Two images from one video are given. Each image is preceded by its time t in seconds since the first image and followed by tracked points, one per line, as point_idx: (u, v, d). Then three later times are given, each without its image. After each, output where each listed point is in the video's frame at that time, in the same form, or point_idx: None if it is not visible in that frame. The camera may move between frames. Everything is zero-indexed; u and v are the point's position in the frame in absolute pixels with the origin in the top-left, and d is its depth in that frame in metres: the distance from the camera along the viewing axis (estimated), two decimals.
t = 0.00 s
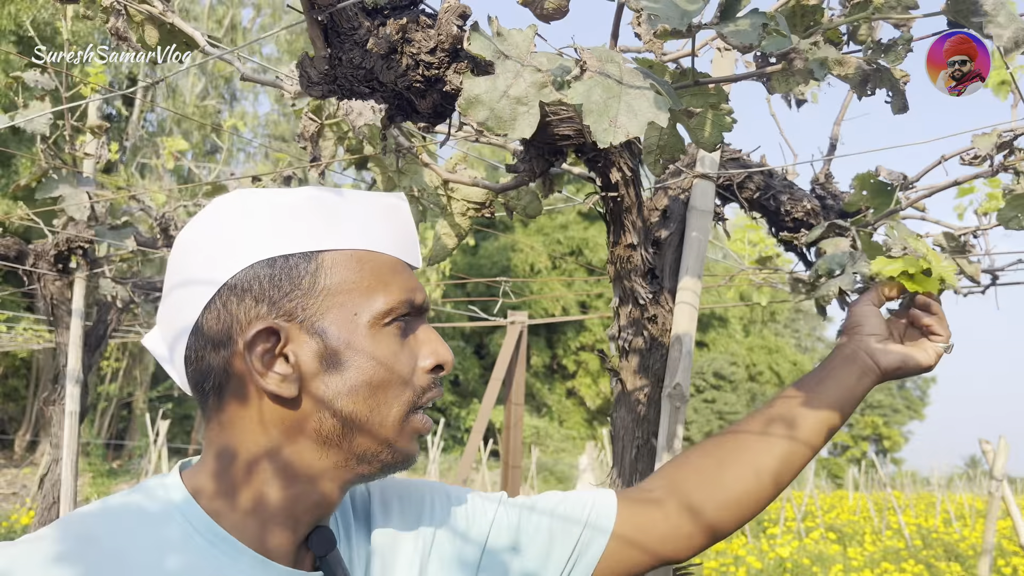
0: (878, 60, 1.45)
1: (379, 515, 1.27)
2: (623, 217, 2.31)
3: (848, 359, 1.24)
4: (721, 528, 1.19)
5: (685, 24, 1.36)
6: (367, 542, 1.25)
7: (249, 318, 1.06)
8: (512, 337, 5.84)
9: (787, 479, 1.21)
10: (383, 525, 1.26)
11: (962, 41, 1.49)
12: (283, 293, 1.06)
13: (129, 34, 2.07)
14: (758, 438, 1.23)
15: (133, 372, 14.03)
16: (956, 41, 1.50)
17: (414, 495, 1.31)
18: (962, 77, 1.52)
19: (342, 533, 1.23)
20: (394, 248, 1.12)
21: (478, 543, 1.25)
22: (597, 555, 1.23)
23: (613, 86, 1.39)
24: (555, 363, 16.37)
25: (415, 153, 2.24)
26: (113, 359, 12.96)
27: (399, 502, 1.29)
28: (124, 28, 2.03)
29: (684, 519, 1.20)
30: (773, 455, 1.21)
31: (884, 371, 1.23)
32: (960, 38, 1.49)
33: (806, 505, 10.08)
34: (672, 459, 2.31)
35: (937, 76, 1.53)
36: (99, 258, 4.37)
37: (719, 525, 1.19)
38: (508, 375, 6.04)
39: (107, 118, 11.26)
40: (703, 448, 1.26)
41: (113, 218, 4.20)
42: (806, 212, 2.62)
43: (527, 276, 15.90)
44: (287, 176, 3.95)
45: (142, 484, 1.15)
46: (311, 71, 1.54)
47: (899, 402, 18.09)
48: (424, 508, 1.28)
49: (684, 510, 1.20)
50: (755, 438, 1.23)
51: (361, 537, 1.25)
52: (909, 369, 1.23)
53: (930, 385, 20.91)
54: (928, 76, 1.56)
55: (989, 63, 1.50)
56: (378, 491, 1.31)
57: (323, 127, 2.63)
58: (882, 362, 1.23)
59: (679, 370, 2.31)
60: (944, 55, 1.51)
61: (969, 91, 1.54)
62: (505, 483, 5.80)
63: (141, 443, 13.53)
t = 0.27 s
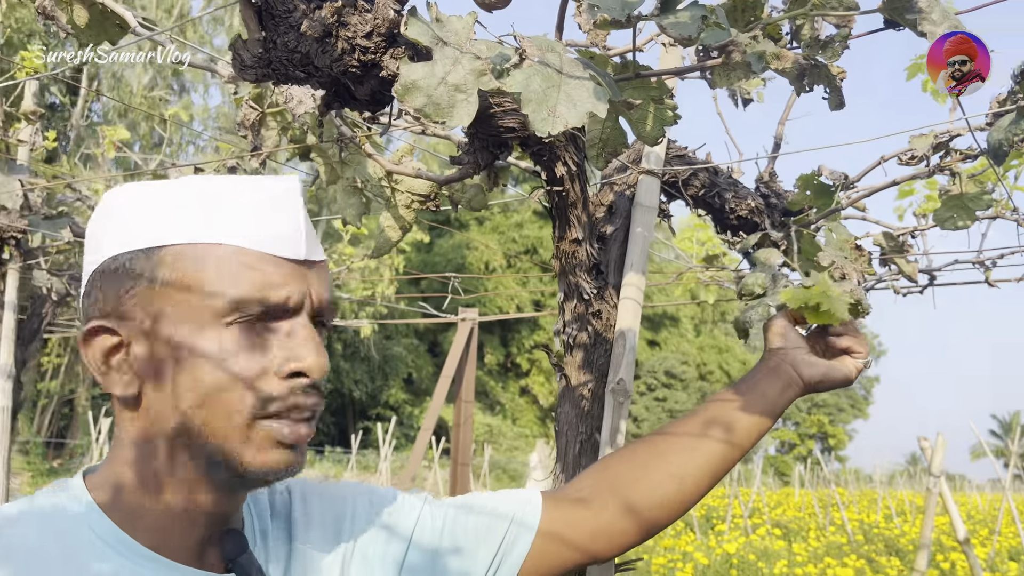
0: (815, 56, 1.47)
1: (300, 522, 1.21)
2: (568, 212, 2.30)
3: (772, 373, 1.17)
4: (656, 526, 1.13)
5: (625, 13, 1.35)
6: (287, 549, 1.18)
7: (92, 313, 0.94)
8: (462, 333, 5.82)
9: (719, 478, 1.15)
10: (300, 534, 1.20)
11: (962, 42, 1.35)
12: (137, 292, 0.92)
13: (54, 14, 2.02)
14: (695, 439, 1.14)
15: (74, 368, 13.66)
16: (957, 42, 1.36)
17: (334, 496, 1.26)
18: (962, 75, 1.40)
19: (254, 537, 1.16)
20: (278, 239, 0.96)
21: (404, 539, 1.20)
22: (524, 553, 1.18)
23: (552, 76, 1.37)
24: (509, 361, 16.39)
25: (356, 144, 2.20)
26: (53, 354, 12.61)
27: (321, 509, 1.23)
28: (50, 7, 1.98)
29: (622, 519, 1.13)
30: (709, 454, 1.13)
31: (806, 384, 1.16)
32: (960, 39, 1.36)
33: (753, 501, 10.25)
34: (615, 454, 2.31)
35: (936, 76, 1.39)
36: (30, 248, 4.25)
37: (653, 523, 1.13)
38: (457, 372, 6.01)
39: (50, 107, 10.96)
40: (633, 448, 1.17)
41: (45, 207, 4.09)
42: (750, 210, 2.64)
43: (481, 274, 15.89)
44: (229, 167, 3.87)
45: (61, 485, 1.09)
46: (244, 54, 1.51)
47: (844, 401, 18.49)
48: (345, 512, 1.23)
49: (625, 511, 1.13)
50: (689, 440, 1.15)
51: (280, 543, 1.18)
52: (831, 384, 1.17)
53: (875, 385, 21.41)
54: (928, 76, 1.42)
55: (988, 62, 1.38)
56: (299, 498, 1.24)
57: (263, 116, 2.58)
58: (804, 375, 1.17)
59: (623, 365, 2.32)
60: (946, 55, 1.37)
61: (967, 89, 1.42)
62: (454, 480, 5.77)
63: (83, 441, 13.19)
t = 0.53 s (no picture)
0: (774, 57, 1.48)
1: (240, 524, 1.16)
2: (531, 211, 2.28)
3: (725, 381, 1.18)
4: (621, 527, 1.13)
5: (585, 10, 1.34)
6: (225, 553, 1.13)
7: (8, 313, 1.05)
8: (430, 333, 5.79)
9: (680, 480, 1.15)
10: (239, 537, 1.15)
11: (963, 42, 1.76)
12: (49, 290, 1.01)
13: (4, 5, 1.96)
14: (655, 441, 1.15)
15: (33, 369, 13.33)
16: (957, 43, 1.77)
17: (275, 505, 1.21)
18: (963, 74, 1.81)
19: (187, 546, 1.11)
20: (178, 241, 1.04)
21: (353, 537, 1.17)
22: (476, 555, 1.16)
23: (512, 72, 1.36)
24: (479, 361, 16.36)
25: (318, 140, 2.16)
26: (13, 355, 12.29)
27: (263, 512, 1.18)
28: None
29: (583, 519, 1.13)
30: (669, 454, 1.13)
31: (758, 392, 1.17)
32: (960, 40, 1.77)
33: (721, 500, 10.34)
34: (578, 454, 2.30)
35: (940, 74, 1.81)
36: None
37: (617, 523, 1.12)
38: (425, 373, 5.98)
39: (10, 101, 10.67)
40: (590, 453, 1.17)
41: None
42: (714, 210, 2.65)
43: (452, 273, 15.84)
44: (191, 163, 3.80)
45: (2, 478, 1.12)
46: (196, 45, 1.47)
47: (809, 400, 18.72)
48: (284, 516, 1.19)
49: (585, 513, 1.13)
50: (648, 442, 1.15)
51: (217, 545, 1.14)
52: (782, 393, 1.17)
53: (840, 384, 21.70)
54: (932, 75, 1.84)
55: (986, 62, 1.79)
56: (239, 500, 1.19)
57: (222, 111, 2.51)
58: (756, 383, 1.18)
59: (586, 365, 2.32)
60: (947, 56, 1.80)
61: (968, 87, 1.84)
62: (421, 481, 5.73)
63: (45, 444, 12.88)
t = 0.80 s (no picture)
0: (744, 52, 1.46)
1: (181, 521, 1.09)
2: (504, 208, 2.25)
3: (697, 383, 1.14)
4: (595, 523, 1.05)
5: (552, 2, 1.32)
6: (167, 550, 1.07)
7: None
8: (408, 333, 5.75)
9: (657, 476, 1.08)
10: (179, 534, 1.08)
11: (962, 42, 1.80)
12: (61, 263, 0.90)
13: None
14: (629, 434, 1.09)
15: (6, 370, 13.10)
16: (957, 43, 1.80)
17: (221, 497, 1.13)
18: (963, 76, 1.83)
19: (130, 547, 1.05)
20: (203, 229, 1.02)
21: (309, 532, 1.10)
22: (438, 551, 1.07)
23: (477, 65, 1.33)
24: (460, 361, 16.30)
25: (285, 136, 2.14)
26: None
27: (208, 510, 1.11)
28: None
29: (555, 511, 1.06)
30: (644, 448, 1.07)
31: (732, 392, 1.14)
32: (960, 41, 1.80)
33: (702, 499, 10.35)
34: (552, 455, 2.27)
35: (939, 75, 1.85)
36: None
37: (591, 517, 1.05)
38: (403, 373, 5.93)
39: None
40: (568, 452, 1.11)
41: None
42: (689, 208, 2.64)
43: (434, 273, 15.78)
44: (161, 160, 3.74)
45: None
46: (154, 35, 1.47)
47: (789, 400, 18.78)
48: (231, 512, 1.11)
49: (556, 506, 1.06)
50: (623, 436, 1.09)
51: (158, 545, 1.07)
52: (753, 393, 1.15)
53: (819, 383, 21.85)
54: (932, 77, 1.87)
55: (987, 62, 1.79)
56: (183, 497, 1.13)
57: (189, 106, 2.47)
58: (728, 383, 1.14)
59: (559, 365, 2.29)
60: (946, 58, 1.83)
61: (970, 89, 1.83)
62: (399, 483, 5.68)
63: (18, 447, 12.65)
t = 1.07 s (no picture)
0: (725, 46, 1.44)
1: (142, 523, 1.06)
2: (486, 206, 2.23)
3: (675, 399, 1.14)
4: (583, 525, 1.05)
5: None
6: (127, 555, 1.04)
7: None
8: (394, 333, 5.71)
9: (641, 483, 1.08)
10: (140, 536, 1.05)
11: (962, 42, 1.74)
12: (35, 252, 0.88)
13: None
14: (615, 438, 1.10)
15: None
16: (957, 43, 1.75)
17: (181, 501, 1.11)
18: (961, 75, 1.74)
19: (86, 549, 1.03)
20: (170, 224, 1.00)
21: (278, 528, 1.07)
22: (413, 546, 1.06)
23: (453, 59, 1.31)
24: (450, 362, 16.25)
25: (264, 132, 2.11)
26: None
27: (168, 514, 1.08)
28: None
29: (540, 513, 1.06)
30: (628, 454, 1.08)
31: (708, 406, 1.13)
32: (960, 41, 1.74)
33: (691, 499, 10.34)
34: (536, 455, 2.25)
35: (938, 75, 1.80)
36: None
37: (578, 520, 1.05)
38: (389, 374, 5.89)
39: None
40: (551, 459, 1.12)
41: None
42: (674, 206, 2.62)
43: (423, 275, 15.71)
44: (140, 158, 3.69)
45: None
46: (123, 29, 1.45)
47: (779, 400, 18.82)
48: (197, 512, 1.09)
49: (543, 507, 1.06)
50: (610, 442, 1.09)
51: (118, 548, 1.04)
52: (728, 404, 1.14)
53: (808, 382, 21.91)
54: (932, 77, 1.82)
55: (986, 61, 1.69)
56: (144, 501, 1.10)
57: (168, 103, 2.44)
58: (702, 398, 1.13)
59: (543, 364, 2.26)
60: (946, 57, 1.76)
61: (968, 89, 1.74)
62: (386, 484, 5.63)
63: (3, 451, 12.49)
